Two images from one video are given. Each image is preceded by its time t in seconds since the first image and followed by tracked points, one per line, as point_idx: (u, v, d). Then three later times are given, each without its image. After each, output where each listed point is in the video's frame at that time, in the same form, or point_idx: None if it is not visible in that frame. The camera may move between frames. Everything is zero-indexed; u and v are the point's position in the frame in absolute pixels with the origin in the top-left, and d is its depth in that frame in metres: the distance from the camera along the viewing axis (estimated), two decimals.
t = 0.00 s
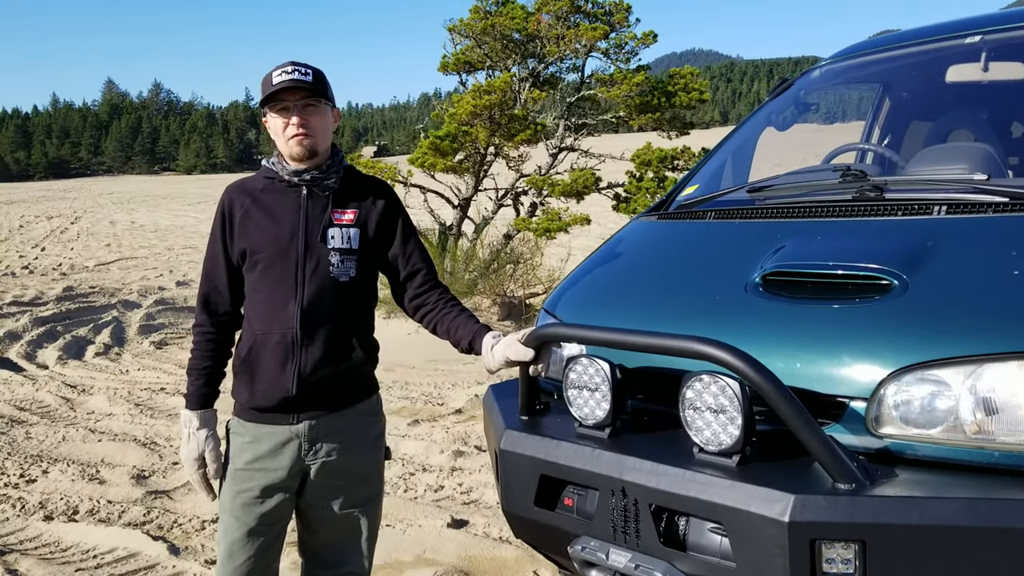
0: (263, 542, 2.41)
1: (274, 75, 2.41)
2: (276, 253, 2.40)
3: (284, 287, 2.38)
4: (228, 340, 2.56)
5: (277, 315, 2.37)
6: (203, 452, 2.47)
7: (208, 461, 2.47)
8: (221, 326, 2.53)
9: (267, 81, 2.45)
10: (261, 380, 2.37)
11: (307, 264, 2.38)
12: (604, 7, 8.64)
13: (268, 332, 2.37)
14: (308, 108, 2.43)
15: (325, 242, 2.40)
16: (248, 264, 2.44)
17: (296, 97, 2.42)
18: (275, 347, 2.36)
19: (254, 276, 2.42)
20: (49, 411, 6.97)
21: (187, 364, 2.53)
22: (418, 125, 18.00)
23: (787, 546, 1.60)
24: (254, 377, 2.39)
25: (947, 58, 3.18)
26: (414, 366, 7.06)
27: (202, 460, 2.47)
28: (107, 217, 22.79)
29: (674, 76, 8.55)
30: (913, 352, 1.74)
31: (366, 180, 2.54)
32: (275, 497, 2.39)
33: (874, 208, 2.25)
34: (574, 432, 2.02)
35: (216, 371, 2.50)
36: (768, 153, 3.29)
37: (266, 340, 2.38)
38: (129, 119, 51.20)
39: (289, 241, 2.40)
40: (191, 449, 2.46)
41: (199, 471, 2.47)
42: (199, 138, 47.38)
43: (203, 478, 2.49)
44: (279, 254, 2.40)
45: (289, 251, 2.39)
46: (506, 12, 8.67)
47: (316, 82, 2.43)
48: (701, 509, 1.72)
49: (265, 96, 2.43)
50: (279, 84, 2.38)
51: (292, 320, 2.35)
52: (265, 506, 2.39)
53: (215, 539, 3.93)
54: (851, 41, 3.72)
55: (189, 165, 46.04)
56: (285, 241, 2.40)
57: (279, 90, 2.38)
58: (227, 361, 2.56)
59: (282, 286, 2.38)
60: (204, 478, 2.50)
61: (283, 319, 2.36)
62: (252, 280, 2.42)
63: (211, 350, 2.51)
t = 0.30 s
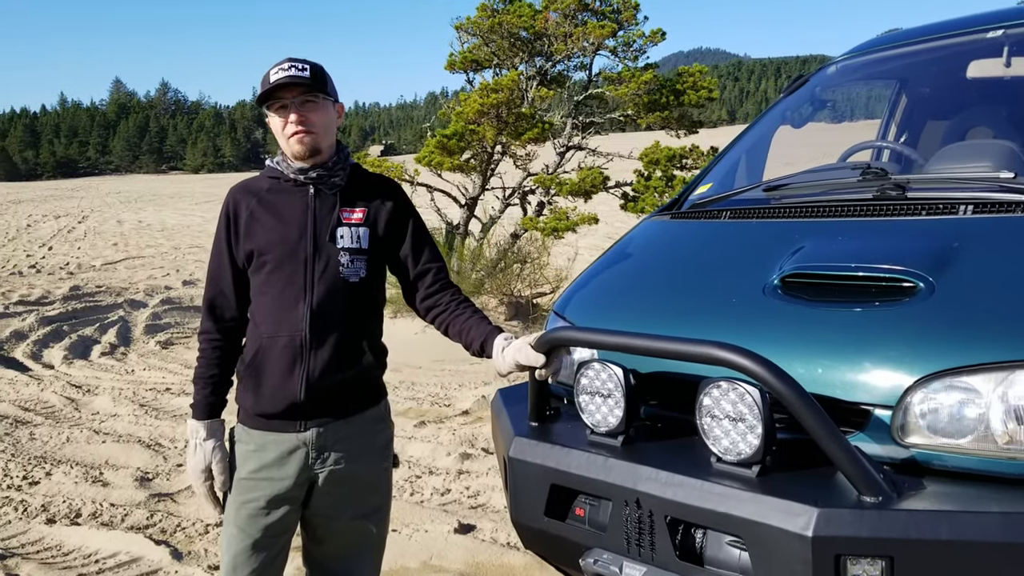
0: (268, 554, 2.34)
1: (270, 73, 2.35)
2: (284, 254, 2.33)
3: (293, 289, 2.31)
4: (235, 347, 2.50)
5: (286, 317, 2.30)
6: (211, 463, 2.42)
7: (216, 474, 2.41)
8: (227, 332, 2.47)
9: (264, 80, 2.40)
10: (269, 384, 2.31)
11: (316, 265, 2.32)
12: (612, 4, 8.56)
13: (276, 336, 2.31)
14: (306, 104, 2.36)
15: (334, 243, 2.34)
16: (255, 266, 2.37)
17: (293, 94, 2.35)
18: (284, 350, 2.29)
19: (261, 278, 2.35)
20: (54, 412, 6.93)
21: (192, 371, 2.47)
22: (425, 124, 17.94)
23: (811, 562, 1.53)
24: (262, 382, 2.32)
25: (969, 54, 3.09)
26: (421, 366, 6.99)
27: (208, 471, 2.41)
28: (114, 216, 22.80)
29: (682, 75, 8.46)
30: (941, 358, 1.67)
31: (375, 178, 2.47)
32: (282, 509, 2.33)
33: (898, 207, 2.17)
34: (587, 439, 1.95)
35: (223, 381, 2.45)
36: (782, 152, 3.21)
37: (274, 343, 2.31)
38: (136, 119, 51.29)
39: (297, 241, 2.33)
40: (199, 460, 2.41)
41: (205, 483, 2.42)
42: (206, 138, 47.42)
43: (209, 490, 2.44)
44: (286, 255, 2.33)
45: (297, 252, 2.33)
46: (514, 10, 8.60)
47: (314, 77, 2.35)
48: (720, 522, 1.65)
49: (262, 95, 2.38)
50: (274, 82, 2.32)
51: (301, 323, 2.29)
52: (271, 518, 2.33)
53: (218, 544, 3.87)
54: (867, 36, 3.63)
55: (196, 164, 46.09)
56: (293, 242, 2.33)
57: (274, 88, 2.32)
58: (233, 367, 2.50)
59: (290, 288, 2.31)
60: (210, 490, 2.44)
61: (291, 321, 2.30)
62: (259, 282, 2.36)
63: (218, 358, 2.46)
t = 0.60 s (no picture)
0: (274, 566, 2.28)
1: (279, 68, 2.28)
2: (290, 257, 2.26)
3: (298, 293, 2.24)
4: (240, 352, 2.43)
5: (292, 322, 2.23)
6: (215, 472, 2.34)
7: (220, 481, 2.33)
8: (231, 337, 2.40)
9: (272, 75, 2.33)
10: (274, 392, 2.24)
11: (323, 268, 2.25)
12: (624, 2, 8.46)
13: (282, 341, 2.24)
14: (315, 102, 2.29)
15: (341, 245, 2.27)
16: (260, 269, 2.30)
17: (302, 91, 2.28)
18: (289, 357, 2.22)
19: (266, 282, 2.28)
20: (62, 412, 6.90)
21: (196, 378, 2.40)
22: (435, 123, 17.87)
23: None
24: (268, 389, 2.25)
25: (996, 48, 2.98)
26: (431, 367, 6.92)
27: (213, 480, 2.33)
28: (125, 214, 22.83)
29: (694, 72, 8.35)
30: (977, 368, 1.58)
31: (383, 178, 2.40)
32: (288, 519, 2.26)
33: (927, 208, 2.08)
34: (603, 450, 1.88)
35: (228, 388, 2.38)
36: (802, 150, 3.11)
37: (279, 349, 2.24)
38: (148, 118, 51.45)
39: (303, 244, 2.26)
40: (202, 468, 2.33)
41: (209, 493, 2.33)
42: (218, 137, 47.54)
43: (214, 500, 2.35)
44: (292, 258, 2.26)
45: (303, 255, 2.25)
46: (525, 8, 8.51)
47: (324, 74, 2.28)
48: (744, 540, 1.57)
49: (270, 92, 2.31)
50: (283, 78, 2.25)
51: (308, 328, 2.22)
52: (277, 529, 2.26)
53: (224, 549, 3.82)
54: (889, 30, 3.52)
55: (207, 163, 46.18)
56: (299, 244, 2.26)
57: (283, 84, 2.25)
58: (238, 373, 2.43)
59: (296, 292, 2.24)
60: (215, 501, 2.36)
61: (297, 327, 2.23)
62: (265, 286, 2.29)
63: (222, 364, 2.39)
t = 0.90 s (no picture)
0: None
1: (280, 63, 2.21)
2: (288, 260, 2.19)
3: (297, 296, 2.17)
4: (236, 358, 2.36)
5: (290, 327, 2.17)
6: (211, 481, 2.27)
7: (216, 490, 2.27)
8: (227, 342, 2.33)
9: (271, 71, 2.26)
10: (273, 399, 2.17)
11: (321, 271, 2.18)
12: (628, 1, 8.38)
13: (280, 347, 2.17)
14: (316, 99, 2.23)
15: (341, 247, 2.20)
16: (256, 272, 2.23)
17: (303, 87, 2.22)
18: (288, 363, 2.16)
19: (264, 285, 2.21)
20: (61, 412, 6.83)
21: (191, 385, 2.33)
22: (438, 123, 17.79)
23: None
24: (266, 397, 2.18)
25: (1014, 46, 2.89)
26: (433, 367, 6.85)
27: (208, 490, 2.27)
28: (126, 213, 22.76)
29: (699, 72, 8.27)
30: (1005, 379, 1.51)
31: (384, 178, 2.34)
32: (286, 531, 2.19)
33: (948, 211, 2.01)
34: (612, 461, 1.81)
35: (223, 395, 2.31)
36: (814, 151, 3.03)
37: (278, 354, 2.17)
38: (151, 116, 51.41)
39: (302, 245, 2.19)
40: (199, 477, 2.27)
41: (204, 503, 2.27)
42: (221, 135, 47.50)
43: (209, 511, 2.29)
44: (290, 260, 2.19)
45: (302, 257, 2.19)
46: (528, 6, 8.43)
47: (326, 71, 2.22)
48: (761, 558, 1.50)
49: (270, 87, 2.24)
50: (285, 73, 2.19)
51: (307, 333, 2.15)
52: (275, 540, 2.19)
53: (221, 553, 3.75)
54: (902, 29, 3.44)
55: (210, 162, 46.12)
56: (297, 246, 2.19)
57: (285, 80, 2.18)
58: (234, 379, 2.36)
59: (295, 296, 2.17)
60: (211, 512, 2.29)
61: (296, 332, 2.16)
62: (262, 290, 2.22)
63: (218, 371, 2.32)
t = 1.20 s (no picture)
0: None
1: (281, 55, 2.17)
2: (281, 260, 2.14)
3: (291, 298, 2.12)
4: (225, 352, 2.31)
5: (285, 330, 2.11)
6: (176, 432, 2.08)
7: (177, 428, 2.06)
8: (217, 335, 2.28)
9: (271, 63, 2.21)
10: (270, 405, 2.12)
11: (316, 272, 2.13)
12: (631, 2, 8.32)
13: (276, 350, 2.12)
14: (315, 94, 2.18)
15: (337, 247, 2.15)
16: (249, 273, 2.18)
17: (303, 82, 2.17)
18: (285, 367, 2.11)
19: (257, 287, 2.16)
20: (60, 414, 6.78)
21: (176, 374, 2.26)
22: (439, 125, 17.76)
23: None
24: (263, 402, 2.13)
25: None
26: (433, 370, 6.79)
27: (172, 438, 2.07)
28: (127, 214, 22.73)
29: (702, 74, 8.21)
30: None
31: (380, 178, 2.29)
32: (281, 540, 2.12)
33: (963, 213, 1.95)
34: (618, 468, 1.75)
35: (209, 374, 2.24)
36: (823, 151, 2.98)
37: (273, 357, 2.12)
38: (153, 118, 51.41)
39: (295, 245, 2.14)
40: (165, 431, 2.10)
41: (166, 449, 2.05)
42: (222, 137, 47.48)
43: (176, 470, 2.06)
44: (284, 261, 2.14)
45: (296, 257, 2.14)
46: (530, 8, 8.38)
47: (327, 66, 2.18)
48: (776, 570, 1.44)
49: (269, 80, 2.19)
50: (285, 66, 2.14)
51: (303, 336, 2.10)
52: (269, 550, 2.12)
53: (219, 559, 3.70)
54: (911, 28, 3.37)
55: (212, 163, 46.09)
56: (291, 246, 2.14)
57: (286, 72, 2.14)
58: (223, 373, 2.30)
59: (289, 297, 2.12)
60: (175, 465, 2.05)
61: (291, 335, 2.11)
62: (255, 292, 2.17)
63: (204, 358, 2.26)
